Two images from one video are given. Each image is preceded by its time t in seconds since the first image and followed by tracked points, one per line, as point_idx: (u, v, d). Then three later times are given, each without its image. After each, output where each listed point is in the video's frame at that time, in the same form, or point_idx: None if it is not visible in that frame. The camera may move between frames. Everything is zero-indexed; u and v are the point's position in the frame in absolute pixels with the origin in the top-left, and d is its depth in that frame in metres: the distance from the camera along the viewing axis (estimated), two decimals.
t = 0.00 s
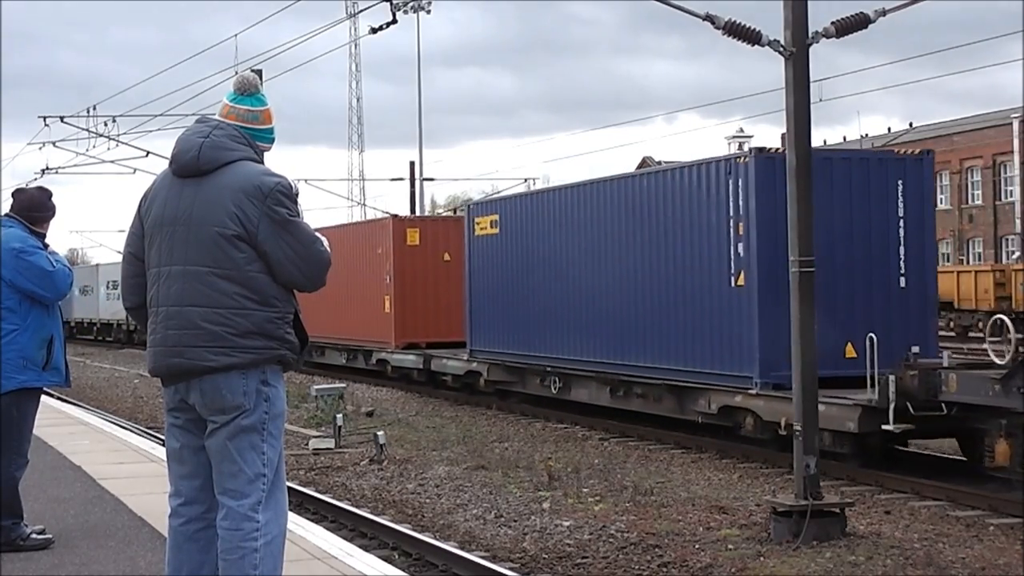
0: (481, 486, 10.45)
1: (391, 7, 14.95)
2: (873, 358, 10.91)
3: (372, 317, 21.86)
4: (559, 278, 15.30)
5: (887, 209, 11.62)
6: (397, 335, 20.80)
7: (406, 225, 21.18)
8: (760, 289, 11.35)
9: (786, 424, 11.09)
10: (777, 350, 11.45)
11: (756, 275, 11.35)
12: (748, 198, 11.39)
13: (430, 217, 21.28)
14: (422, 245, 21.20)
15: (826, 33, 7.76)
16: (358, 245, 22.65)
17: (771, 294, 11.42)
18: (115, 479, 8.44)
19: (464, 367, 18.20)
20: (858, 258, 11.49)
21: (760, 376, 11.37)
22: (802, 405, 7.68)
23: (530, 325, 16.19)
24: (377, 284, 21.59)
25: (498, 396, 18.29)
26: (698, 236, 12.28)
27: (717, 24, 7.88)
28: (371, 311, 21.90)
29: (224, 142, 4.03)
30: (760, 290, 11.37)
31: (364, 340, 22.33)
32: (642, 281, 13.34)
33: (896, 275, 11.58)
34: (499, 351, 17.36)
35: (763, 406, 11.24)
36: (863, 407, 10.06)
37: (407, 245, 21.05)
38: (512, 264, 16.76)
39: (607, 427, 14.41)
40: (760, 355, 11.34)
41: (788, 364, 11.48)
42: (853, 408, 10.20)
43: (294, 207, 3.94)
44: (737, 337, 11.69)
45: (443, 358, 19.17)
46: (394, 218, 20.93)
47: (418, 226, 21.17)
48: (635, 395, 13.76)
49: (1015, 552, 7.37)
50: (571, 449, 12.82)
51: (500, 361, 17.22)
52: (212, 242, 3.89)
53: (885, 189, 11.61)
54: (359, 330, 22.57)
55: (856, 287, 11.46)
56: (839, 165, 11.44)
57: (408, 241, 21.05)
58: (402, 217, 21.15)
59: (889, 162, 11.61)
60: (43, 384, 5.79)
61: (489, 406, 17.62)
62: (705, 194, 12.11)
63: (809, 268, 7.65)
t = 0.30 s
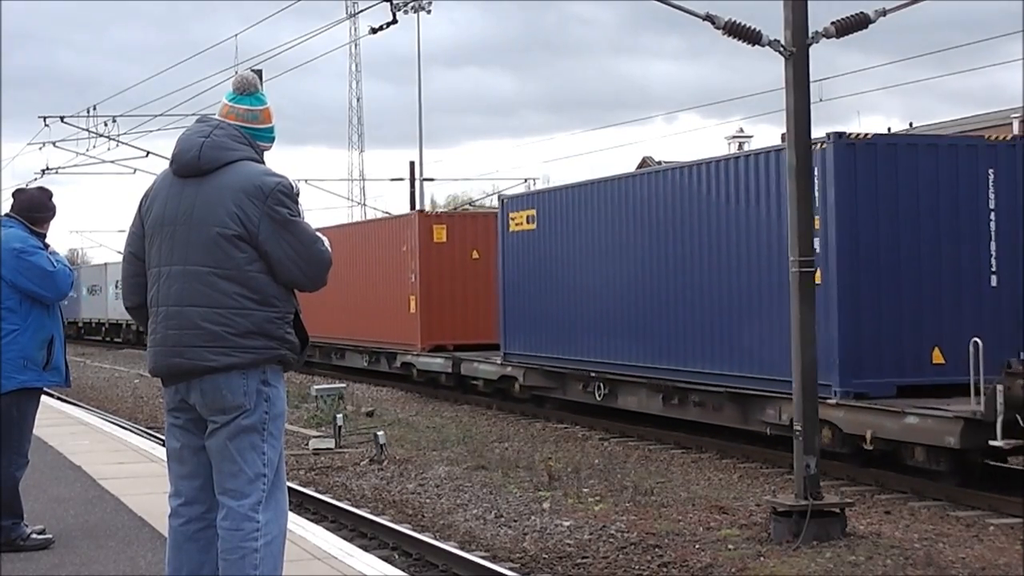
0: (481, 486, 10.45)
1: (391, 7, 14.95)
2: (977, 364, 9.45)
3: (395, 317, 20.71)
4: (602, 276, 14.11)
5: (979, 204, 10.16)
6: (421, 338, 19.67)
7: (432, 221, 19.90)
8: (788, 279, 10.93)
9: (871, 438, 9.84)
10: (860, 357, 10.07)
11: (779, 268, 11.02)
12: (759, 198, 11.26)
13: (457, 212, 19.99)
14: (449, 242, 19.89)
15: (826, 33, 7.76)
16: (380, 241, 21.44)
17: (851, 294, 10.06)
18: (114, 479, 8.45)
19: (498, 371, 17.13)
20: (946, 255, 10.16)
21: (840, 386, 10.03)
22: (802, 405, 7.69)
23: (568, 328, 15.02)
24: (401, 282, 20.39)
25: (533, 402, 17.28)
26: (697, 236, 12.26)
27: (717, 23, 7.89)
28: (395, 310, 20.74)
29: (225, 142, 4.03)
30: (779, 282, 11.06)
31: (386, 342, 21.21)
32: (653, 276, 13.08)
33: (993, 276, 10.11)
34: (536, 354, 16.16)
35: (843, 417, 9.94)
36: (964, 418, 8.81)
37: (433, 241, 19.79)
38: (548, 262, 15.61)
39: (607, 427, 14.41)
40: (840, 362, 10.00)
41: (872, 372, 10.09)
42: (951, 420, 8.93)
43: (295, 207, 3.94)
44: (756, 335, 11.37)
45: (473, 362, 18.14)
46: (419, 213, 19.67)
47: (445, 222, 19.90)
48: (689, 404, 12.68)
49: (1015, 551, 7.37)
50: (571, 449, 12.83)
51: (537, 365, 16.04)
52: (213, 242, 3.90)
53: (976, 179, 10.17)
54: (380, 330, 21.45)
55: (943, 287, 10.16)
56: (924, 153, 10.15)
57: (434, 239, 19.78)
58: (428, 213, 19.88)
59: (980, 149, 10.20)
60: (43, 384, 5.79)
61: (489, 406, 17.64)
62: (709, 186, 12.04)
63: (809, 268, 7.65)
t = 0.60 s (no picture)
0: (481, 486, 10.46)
1: (391, 7, 14.96)
2: None
3: (417, 318, 19.83)
4: (649, 273, 13.14)
5: None
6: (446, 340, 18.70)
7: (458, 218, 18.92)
8: (784, 278, 11.05)
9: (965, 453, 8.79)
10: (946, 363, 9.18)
11: (782, 266, 11.01)
12: (757, 198, 11.30)
13: (484, 209, 19.03)
14: (476, 240, 18.94)
15: (826, 33, 7.76)
16: (402, 238, 20.53)
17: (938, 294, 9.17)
18: (114, 480, 8.45)
19: (532, 376, 16.03)
20: None
21: (924, 395, 9.13)
22: (801, 405, 7.70)
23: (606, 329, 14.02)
24: (425, 281, 19.48)
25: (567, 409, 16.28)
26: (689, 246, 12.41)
27: (717, 24, 7.89)
28: (417, 311, 19.86)
29: (225, 142, 4.03)
30: (779, 283, 11.10)
31: (406, 343, 20.34)
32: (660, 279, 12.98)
33: None
34: (572, 358, 15.09)
35: (927, 428, 8.99)
36: None
37: (459, 239, 18.87)
38: (585, 261, 14.58)
39: (607, 427, 14.41)
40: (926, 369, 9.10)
41: (960, 380, 9.19)
42: None
43: (295, 207, 3.94)
44: (750, 336, 11.47)
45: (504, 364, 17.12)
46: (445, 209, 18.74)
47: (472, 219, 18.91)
48: (747, 412, 11.76)
49: (1015, 551, 7.38)
50: (571, 449, 12.82)
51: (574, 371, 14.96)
52: (213, 242, 3.90)
53: None
54: (400, 331, 20.59)
55: None
56: (1010, 141, 9.34)
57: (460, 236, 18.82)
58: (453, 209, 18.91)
59: None
60: (43, 384, 5.79)
61: (489, 406, 17.66)
62: (704, 188, 12.14)
63: (809, 269, 7.66)
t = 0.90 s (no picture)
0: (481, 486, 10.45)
1: (391, 7, 14.96)
2: None
3: (446, 320, 18.59)
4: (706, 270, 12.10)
5: None
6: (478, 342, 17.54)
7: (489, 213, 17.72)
8: (785, 280, 11.05)
9: None
10: None
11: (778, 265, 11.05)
12: (753, 198, 11.36)
13: (517, 203, 17.87)
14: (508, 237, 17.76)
15: (826, 33, 7.76)
16: (426, 236, 19.28)
17: None
18: (114, 479, 8.44)
19: (572, 382, 14.90)
20: None
21: None
22: (801, 405, 7.70)
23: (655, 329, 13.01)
24: (453, 282, 18.25)
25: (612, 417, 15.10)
26: (688, 250, 12.43)
27: (717, 23, 7.89)
28: (445, 312, 18.61)
29: (224, 142, 4.03)
30: (767, 281, 11.22)
31: (434, 346, 19.11)
32: (671, 278, 12.75)
33: None
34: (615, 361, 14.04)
35: None
36: None
37: (491, 235, 17.68)
38: (630, 256, 13.53)
39: (607, 427, 14.41)
40: None
41: None
42: None
43: (294, 207, 3.94)
44: (751, 335, 11.42)
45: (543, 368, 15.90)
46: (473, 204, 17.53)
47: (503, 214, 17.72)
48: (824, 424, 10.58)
49: (1015, 552, 7.38)
50: (571, 449, 12.81)
51: (620, 377, 13.85)
52: (212, 242, 3.89)
53: None
54: (428, 334, 19.34)
55: None
56: None
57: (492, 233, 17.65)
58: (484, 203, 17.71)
59: None
60: (43, 384, 5.79)
61: (489, 406, 17.65)
62: (705, 187, 12.13)
63: (809, 269, 7.65)
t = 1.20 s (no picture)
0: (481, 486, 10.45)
1: (391, 7, 14.97)
2: None
3: (472, 321, 17.59)
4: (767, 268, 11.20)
5: None
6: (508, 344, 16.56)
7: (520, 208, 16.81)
8: (785, 280, 11.03)
9: None
10: None
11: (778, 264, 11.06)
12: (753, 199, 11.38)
13: (549, 198, 16.97)
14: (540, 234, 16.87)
15: (826, 33, 7.76)
16: (450, 234, 18.28)
17: None
18: (114, 479, 8.44)
19: (614, 387, 13.87)
20: None
21: None
22: (801, 406, 7.70)
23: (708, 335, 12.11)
24: (480, 282, 17.27)
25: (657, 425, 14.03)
26: (703, 251, 12.22)
27: (717, 23, 7.88)
28: (472, 314, 17.61)
29: (223, 142, 4.03)
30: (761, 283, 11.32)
31: (458, 349, 18.11)
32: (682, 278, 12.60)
33: None
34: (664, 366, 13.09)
35: None
36: None
37: (522, 232, 16.76)
38: (678, 256, 12.68)
39: (607, 427, 14.40)
40: None
41: None
42: None
43: (293, 207, 3.94)
44: (752, 335, 11.43)
45: (581, 373, 14.87)
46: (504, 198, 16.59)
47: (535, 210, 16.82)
48: (905, 434, 9.69)
49: (1015, 552, 7.37)
50: (571, 449, 12.81)
51: (667, 383, 12.95)
52: (211, 242, 3.89)
53: None
54: (452, 337, 18.33)
55: None
56: None
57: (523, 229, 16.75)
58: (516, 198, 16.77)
59: None
60: (44, 384, 5.79)
61: (489, 406, 17.64)
62: (706, 187, 12.13)
63: (809, 268, 7.65)
